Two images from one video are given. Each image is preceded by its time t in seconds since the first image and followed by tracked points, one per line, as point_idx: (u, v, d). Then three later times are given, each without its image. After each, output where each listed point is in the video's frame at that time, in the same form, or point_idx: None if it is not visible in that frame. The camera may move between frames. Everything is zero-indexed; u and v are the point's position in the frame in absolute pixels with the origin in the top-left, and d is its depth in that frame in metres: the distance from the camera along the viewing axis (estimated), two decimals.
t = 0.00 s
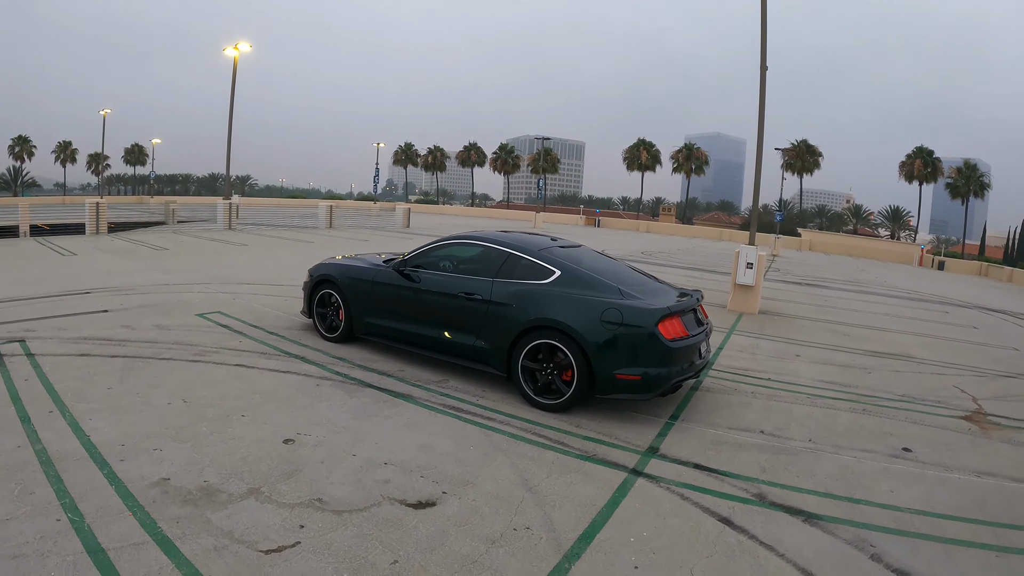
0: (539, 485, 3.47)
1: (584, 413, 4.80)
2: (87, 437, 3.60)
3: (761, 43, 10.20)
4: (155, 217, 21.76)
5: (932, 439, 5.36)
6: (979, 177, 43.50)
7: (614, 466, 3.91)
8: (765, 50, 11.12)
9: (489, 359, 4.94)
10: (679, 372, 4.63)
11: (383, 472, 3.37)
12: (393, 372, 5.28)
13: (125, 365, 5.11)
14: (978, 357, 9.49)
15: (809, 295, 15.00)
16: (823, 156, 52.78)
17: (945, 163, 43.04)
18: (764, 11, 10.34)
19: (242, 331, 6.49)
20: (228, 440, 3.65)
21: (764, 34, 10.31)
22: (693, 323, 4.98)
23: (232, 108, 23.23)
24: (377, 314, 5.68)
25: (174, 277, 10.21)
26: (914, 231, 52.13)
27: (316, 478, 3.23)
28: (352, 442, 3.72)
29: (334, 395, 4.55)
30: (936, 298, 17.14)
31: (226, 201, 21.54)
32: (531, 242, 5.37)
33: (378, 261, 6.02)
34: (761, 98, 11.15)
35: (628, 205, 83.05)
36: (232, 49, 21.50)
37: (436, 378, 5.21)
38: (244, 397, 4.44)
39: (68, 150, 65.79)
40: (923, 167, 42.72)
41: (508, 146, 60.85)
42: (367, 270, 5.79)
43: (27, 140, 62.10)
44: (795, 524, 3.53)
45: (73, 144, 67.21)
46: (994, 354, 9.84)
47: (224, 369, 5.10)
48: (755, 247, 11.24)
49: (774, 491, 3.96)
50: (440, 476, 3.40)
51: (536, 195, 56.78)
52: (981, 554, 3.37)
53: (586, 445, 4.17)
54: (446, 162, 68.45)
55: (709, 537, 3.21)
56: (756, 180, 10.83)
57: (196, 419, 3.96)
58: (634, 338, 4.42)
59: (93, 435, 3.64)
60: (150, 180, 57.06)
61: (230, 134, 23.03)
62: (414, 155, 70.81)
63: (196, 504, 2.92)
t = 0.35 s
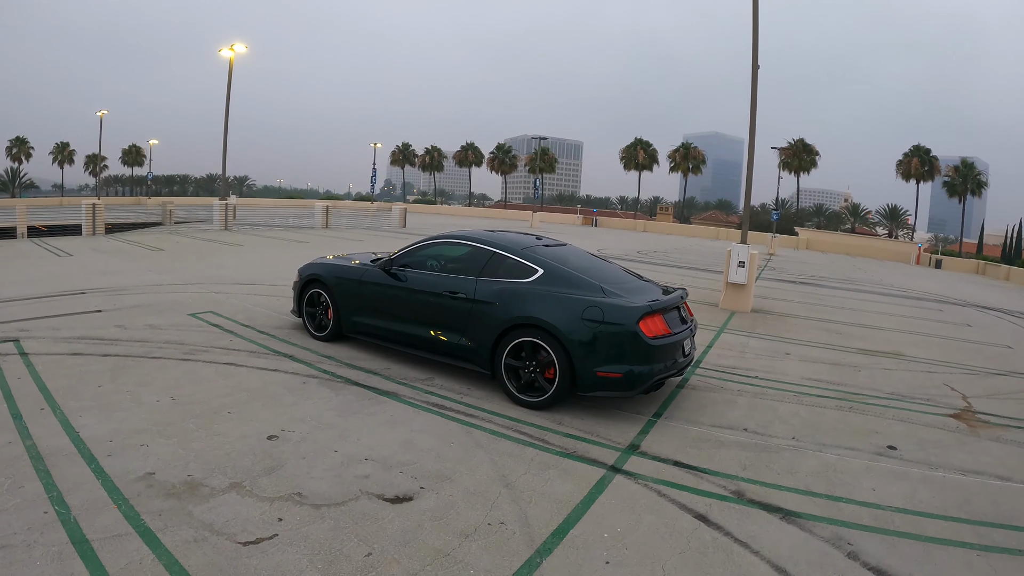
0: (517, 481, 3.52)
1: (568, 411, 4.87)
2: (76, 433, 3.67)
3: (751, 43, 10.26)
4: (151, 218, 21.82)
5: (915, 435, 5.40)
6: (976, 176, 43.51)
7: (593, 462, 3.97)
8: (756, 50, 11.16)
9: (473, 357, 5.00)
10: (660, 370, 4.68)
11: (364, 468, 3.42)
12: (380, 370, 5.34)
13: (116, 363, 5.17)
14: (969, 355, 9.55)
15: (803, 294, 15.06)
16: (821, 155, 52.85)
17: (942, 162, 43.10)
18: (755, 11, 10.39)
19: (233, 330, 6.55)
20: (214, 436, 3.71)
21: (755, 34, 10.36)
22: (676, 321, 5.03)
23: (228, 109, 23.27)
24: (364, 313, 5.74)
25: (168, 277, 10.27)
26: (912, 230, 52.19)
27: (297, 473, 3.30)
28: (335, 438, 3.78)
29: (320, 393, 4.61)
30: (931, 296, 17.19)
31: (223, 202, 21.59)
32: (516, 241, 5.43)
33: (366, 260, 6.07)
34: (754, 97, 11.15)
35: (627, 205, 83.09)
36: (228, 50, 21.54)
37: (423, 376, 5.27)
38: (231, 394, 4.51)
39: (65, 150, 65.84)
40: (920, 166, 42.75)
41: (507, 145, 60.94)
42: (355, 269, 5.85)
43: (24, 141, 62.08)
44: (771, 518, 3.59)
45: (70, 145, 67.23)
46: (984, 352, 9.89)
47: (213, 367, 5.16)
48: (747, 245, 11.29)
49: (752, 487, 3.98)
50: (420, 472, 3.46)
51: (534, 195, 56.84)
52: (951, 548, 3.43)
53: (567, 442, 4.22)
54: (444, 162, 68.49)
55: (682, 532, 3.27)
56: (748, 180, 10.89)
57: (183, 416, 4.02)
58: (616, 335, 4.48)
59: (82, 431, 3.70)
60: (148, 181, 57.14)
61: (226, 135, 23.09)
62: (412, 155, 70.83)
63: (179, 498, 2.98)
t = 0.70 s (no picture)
0: (513, 479, 3.55)
1: (565, 409, 4.89)
2: (76, 432, 3.71)
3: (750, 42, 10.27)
4: (154, 219, 21.91)
5: (913, 432, 5.40)
6: (978, 174, 43.39)
7: (589, 460, 3.99)
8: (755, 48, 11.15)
9: (470, 356, 5.04)
10: (656, 367, 4.70)
11: (360, 466, 3.45)
12: (379, 369, 5.37)
13: (116, 363, 5.22)
14: (969, 352, 9.54)
15: (804, 292, 15.05)
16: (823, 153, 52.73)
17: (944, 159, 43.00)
18: (754, 9, 10.39)
19: (233, 330, 6.59)
20: (212, 434, 3.74)
21: (753, 33, 10.37)
22: (673, 319, 5.05)
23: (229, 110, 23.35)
24: (363, 312, 5.77)
25: (170, 277, 10.32)
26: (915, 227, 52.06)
27: (294, 471, 3.33)
28: (333, 437, 3.81)
29: (319, 392, 4.65)
30: (933, 294, 17.17)
31: (225, 203, 21.67)
32: (513, 240, 5.46)
33: (365, 260, 6.10)
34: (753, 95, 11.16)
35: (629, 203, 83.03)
36: (229, 51, 21.61)
37: (421, 375, 5.30)
38: (230, 393, 4.54)
39: (68, 152, 66.12)
40: (922, 163, 42.68)
41: (509, 145, 60.95)
42: (353, 269, 5.89)
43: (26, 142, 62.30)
44: (765, 515, 3.61)
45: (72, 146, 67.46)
46: (985, 350, 9.88)
47: (213, 367, 5.20)
48: (747, 243, 11.28)
49: (747, 485, 4.00)
50: (416, 470, 3.48)
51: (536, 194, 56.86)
52: (944, 545, 3.44)
53: (562, 440, 4.25)
54: (446, 162, 68.54)
55: (675, 530, 3.28)
56: (748, 178, 10.88)
57: (182, 414, 4.06)
58: (611, 333, 4.50)
59: (82, 430, 3.74)
60: (150, 181, 57.37)
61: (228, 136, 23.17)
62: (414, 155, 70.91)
63: (177, 495, 3.01)
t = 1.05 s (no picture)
0: (520, 475, 3.55)
1: (573, 405, 4.88)
2: (88, 426, 3.76)
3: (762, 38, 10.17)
4: (166, 217, 22.10)
5: (925, 431, 5.33)
6: (992, 171, 42.74)
7: (596, 456, 3.98)
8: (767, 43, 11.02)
9: (479, 352, 5.04)
10: (666, 364, 4.68)
11: (367, 460, 3.47)
12: (387, 365, 5.39)
13: (128, 359, 5.27)
14: (983, 351, 9.41)
15: (816, 289, 14.92)
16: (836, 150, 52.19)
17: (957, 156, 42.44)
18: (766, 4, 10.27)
19: (244, 326, 6.63)
20: (221, 429, 3.77)
21: (765, 27, 10.27)
22: (682, 316, 5.02)
23: (241, 109, 23.47)
24: (373, 308, 5.79)
25: (181, 275, 10.41)
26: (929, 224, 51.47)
27: (302, 466, 3.35)
28: (341, 432, 3.83)
29: (327, 388, 4.67)
30: (947, 292, 16.97)
31: (237, 200, 21.81)
32: (522, 236, 5.45)
33: (375, 256, 6.12)
34: (765, 91, 11.04)
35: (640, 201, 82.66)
36: (241, 49, 21.72)
37: (430, 371, 5.31)
38: (240, 388, 4.58)
39: (80, 151, 66.82)
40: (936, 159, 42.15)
41: (520, 142, 60.92)
42: (363, 265, 5.91)
43: (39, 141, 62.96)
44: (773, 513, 3.59)
45: (86, 145, 68.13)
46: (999, 348, 9.74)
47: (223, 363, 5.25)
48: (758, 240, 11.19)
49: (754, 483, 3.97)
50: (423, 465, 3.50)
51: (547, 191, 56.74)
52: (956, 544, 3.40)
53: (571, 436, 4.24)
54: (457, 159, 68.59)
55: (681, 527, 3.27)
56: (760, 174, 10.78)
57: (193, 410, 4.10)
58: (620, 330, 4.48)
59: (94, 424, 3.79)
60: (162, 180, 57.84)
61: (240, 135, 23.31)
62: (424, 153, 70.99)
63: (186, 489, 3.04)
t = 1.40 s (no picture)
0: (539, 474, 3.53)
1: (594, 406, 4.85)
2: (112, 420, 3.82)
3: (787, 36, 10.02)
4: (190, 215, 22.44)
5: (952, 436, 5.20)
6: (1019, 172, 41.72)
7: (617, 457, 3.95)
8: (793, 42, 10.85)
9: (501, 351, 5.03)
10: (689, 366, 4.62)
11: (387, 457, 3.48)
12: (408, 363, 5.41)
13: (152, 354, 5.36)
14: (1012, 356, 9.17)
15: (840, 292, 14.67)
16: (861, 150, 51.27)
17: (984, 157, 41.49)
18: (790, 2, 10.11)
19: (266, 323, 6.70)
20: (244, 425, 3.81)
21: (789, 25, 10.12)
22: (705, 317, 4.96)
23: (264, 108, 23.76)
24: (395, 306, 5.82)
25: (204, 272, 10.56)
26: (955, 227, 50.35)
27: (323, 461, 3.36)
28: (362, 429, 3.85)
29: (348, 384, 4.70)
30: (974, 296, 16.58)
31: (259, 198, 22.09)
32: (545, 236, 5.43)
33: (398, 255, 6.15)
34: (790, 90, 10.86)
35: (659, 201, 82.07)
36: (264, 49, 21.98)
37: (451, 370, 5.32)
38: (262, 385, 4.63)
39: (107, 149, 68.18)
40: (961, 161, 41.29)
41: (540, 141, 60.84)
42: (386, 264, 5.93)
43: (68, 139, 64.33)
44: (796, 518, 3.52)
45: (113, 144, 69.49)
46: None
47: (246, 359, 5.31)
48: (781, 242, 11.03)
49: (776, 486, 3.90)
50: (442, 463, 3.50)
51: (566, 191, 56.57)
52: (984, 553, 3.31)
53: (591, 437, 4.21)
54: (476, 159, 68.73)
55: (701, 530, 3.22)
56: (783, 175, 10.61)
57: (215, 405, 4.15)
58: (643, 331, 4.43)
59: (118, 418, 3.85)
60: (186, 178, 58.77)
61: (263, 134, 23.61)
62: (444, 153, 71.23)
63: (208, 483, 3.08)
